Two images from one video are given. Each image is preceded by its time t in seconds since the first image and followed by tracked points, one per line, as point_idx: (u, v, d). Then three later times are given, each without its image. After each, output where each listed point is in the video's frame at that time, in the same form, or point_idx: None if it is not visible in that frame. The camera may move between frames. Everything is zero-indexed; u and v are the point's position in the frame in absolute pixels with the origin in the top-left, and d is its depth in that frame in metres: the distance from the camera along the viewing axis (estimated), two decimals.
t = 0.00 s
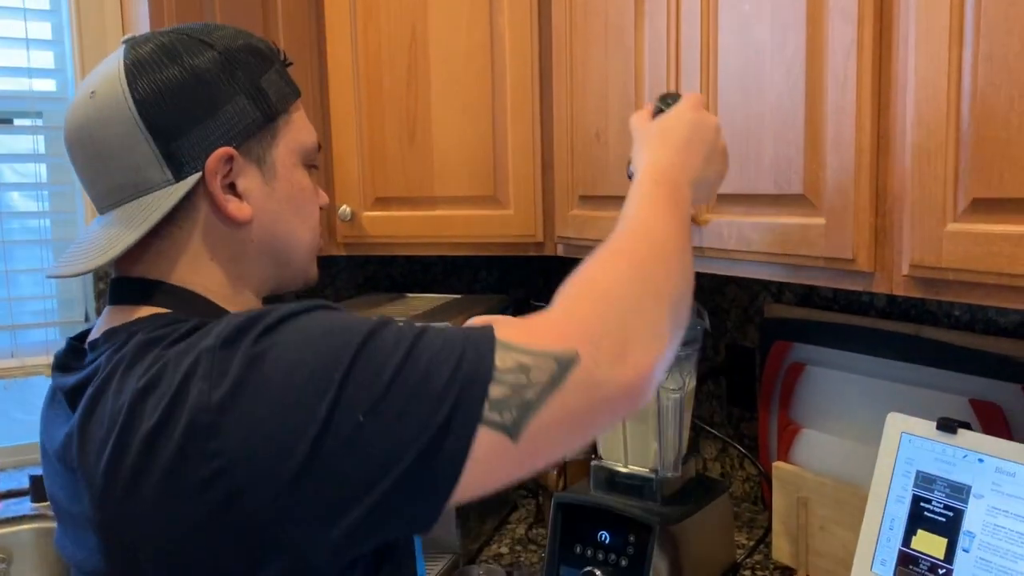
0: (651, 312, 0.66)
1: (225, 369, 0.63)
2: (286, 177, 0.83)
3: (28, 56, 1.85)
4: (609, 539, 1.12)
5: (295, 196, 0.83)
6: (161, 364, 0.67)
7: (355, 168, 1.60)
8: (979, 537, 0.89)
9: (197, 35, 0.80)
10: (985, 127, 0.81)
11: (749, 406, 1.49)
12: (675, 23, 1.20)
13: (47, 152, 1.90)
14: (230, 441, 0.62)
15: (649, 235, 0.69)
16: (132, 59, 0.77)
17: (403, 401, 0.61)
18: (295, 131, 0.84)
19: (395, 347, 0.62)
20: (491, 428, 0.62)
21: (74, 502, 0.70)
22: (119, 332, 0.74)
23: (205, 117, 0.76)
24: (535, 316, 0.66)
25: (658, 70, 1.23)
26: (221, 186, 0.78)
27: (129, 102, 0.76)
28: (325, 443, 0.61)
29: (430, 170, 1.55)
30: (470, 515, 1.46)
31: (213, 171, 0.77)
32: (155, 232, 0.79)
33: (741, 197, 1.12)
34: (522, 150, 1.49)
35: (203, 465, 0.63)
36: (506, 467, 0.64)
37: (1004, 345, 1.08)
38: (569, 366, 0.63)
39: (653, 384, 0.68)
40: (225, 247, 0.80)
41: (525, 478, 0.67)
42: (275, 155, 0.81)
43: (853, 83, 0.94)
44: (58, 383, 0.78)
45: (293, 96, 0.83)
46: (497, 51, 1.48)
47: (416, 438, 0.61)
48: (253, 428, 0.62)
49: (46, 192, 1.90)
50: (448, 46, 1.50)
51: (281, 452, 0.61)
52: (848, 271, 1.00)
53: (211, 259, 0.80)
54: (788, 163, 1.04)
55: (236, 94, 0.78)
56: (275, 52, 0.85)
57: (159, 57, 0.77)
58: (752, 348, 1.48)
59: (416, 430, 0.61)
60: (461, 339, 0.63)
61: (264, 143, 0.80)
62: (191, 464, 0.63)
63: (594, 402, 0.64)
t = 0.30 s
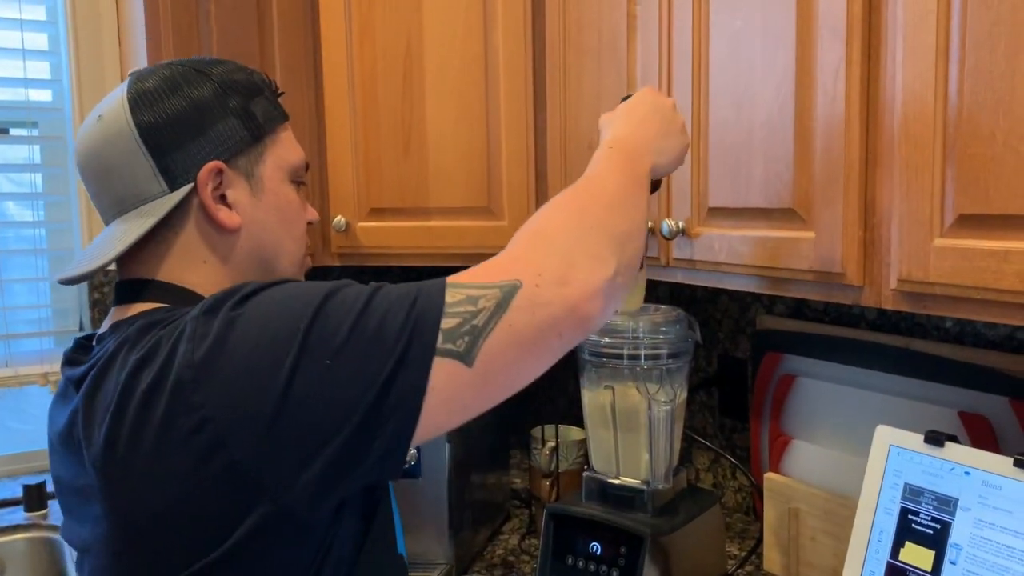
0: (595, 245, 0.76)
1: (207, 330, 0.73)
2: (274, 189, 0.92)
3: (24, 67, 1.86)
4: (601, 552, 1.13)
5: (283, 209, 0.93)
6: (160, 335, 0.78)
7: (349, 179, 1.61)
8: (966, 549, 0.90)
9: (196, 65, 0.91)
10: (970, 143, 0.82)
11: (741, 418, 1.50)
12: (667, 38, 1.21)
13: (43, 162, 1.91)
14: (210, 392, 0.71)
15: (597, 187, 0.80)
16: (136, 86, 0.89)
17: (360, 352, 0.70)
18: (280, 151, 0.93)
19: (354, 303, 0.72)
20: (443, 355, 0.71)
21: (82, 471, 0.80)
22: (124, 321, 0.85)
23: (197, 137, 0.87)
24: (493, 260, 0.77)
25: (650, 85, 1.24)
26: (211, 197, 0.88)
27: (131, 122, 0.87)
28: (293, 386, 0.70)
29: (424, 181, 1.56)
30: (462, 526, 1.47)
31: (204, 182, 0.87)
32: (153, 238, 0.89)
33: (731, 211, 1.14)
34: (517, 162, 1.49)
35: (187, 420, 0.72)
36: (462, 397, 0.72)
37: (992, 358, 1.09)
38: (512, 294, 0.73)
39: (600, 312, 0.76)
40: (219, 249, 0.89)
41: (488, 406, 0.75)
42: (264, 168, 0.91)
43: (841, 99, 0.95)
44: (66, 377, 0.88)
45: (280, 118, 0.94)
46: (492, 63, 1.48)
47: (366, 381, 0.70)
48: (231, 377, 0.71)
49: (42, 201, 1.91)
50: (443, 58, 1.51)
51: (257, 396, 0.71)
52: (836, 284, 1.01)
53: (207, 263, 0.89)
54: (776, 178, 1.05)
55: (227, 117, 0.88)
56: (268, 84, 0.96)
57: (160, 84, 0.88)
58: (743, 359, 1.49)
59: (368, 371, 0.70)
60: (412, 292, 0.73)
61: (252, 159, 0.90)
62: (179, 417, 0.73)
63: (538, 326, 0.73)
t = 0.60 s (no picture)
0: (585, 223, 0.78)
1: (213, 317, 0.77)
2: (272, 193, 0.92)
3: (22, 71, 1.86)
4: (598, 556, 1.13)
5: (281, 213, 0.93)
6: (170, 324, 0.81)
7: (348, 183, 1.62)
8: (963, 554, 0.90)
9: (202, 74, 0.92)
10: (966, 148, 0.83)
11: (739, 423, 1.50)
12: (665, 44, 1.21)
13: (40, 166, 1.91)
14: (216, 376, 0.75)
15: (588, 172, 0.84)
16: (142, 92, 0.89)
17: (357, 336, 0.73)
18: (281, 156, 0.93)
19: (351, 288, 0.75)
20: (438, 331, 0.74)
21: (92, 458, 0.83)
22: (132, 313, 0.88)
23: (201, 142, 0.87)
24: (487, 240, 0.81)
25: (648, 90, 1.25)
26: (213, 201, 0.88)
27: (135, 127, 0.87)
28: (293, 369, 0.73)
29: (422, 185, 1.56)
30: (459, 530, 1.46)
31: (204, 186, 0.87)
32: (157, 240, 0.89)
33: (729, 216, 1.14)
34: (514, 167, 1.49)
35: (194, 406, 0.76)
36: (458, 371, 0.75)
37: (988, 363, 1.10)
38: (503, 270, 0.76)
39: (588, 289, 0.78)
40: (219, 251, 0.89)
41: (484, 381, 0.78)
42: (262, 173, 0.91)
43: (838, 104, 0.96)
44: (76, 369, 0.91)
45: (282, 128, 0.94)
46: (489, 68, 1.49)
47: (364, 363, 0.73)
48: (235, 361, 0.74)
49: (39, 205, 1.91)
50: (441, 63, 1.51)
51: (260, 379, 0.74)
52: (833, 289, 1.01)
53: (209, 264, 0.90)
54: (774, 183, 1.06)
55: (229, 123, 0.88)
56: (272, 92, 0.96)
57: (166, 92, 0.88)
58: (741, 364, 1.49)
59: (366, 353, 0.73)
60: (408, 276, 0.77)
61: (253, 164, 0.90)
62: (186, 401, 0.76)
63: (526, 301, 0.75)
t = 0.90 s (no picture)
0: (579, 240, 0.83)
1: (222, 313, 0.77)
2: (259, 190, 0.92)
3: (18, 70, 1.86)
4: (593, 556, 1.13)
5: (270, 211, 0.93)
6: (173, 320, 0.81)
7: (344, 183, 1.62)
8: (958, 554, 0.90)
9: (186, 72, 0.92)
10: (962, 149, 0.83)
11: (735, 423, 1.50)
12: (662, 44, 1.21)
13: (36, 166, 1.90)
14: (222, 371, 0.75)
15: (582, 197, 0.88)
16: (125, 91, 0.90)
17: (369, 336, 0.74)
18: (266, 154, 0.93)
19: (362, 289, 0.76)
20: (448, 332, 0.75)
21: (86, 454, 0.82)
22: (130, 311, 0.88)
23: (180, 140, 0.87)
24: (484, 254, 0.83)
25: (645, 90, 1.25)
26: (191, 200, 0.88)
27: (114, 127, 0.88)
28: (300, 364, 0.74)
29: (419, 185, 1.56)
30: (456, 531, 1.46)
31: (182, 186, 0.87)
32: (147, 239, 0.90)
33: (724, 217, 1.14)
34: (512, 168, 1.49)
35: (194, 400, 0.76)
36: (461, 373, 0.76)
37: (982, 363, 1.10)
38: (507, 277, 0.78)
39: (580, 304, 0.82)
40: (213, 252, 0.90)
41: (484, 384, 0.79)
42: (247, 172, 0.91)
43: (834, 105, 0.96)
44: (72, 364, 0.92)
45: (266, 124, 0.93)
46: (486, 69, 1.49)
47: (375, 362, 0.74)
48: (242, 356, 0.75)
49: (34, 205, 1.90)
50: (438, 63, 1.51)
51: (263, 375, 0.74)
52: (829, 289, 1.01)
53: (198, 264, 0.90)
54: (770, 184, 1.06)
55: (209, 120, 0.88)
56: (257, 87, 0.96)
57: (147, 91, 0.89)
58: (736, 365, 1.49)
59: (376, 351, 0.74)
60: (416, 280, 0.78)
61: (232, 162, 0.90)
62: (188, 396, 0.76)
63: (530, 306, 0.78)
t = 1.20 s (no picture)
0: (585, 245, 0.83)
1: (222, 309, 0.77)
2: (254, 186, 0.91)
3: (11, 68, 1.85)
4: (589, 554, 1.13)
5: (266, 207, 0.92)
6: (173, 316, 0.81)
7: (339, 181, 1.61)
8: (953, 552, 0.90)
9: (181, 67, 0.91)
10: (958, 146, 0.83)
11: (731, 421, 1.50)
12: (658, 42, 1.21)
13: (30, 163, 1.89)
14: (220, 368, 0.75)
15: (585, 206, 0.88)
16: (121, 87, 0.89)
17: (369, 335, 0.74)
18: (263, 148, 0.92)
19: (366, 289, 0.76)
20: (451, 334, 0.75)
21: (86, 452, 0.82)
22: (130, 307, 0.87)
23: (175, 136, 0.87)
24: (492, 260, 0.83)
25: (641, 88, 1.25)
26: (188, 198, 0.88)
27: (109, 124, 0.88)
28: (298, 362, 0.73)
29: (415, 184, 1.55)
30: (451, 530, 1.46)
31: (178, 184, 0.87)
32: (143, 236, 0.89)
33: (720, 215, 1.14)
34: (508, 166, 1.49)
35: (189, 398, 0.76)
36: (461, 373, 0.76)
37: (977, 361, 1.10)
38: (514, 281, 0.79)
39: (590, 310, 0.82)
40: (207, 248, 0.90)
41: (486, 390, 0.79)
42: (243, 168, 0.91)
43: (830, 103, 0.96)
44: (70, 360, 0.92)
45: (263, 120, 0.93)
46: (481, 68, 1.48)
47: (376, 360, 0.73)
48: (241, 353, 0.74)
49: (28, 203, 1.90)
50: (433, 61, 1.51)
51: (260, 373, 0.74)
52: (826, 288, 1.01)
53: (196, 262, 0.90)
54: (766, 182, 1.06)
55: (205, 116, 0.88)
56: (253, 82, 0.96)
57: (142, 87, 0.88)
58: (732, 363, 1.49)
59: (376, 351, 0.74)
60: (419, 281, 0.79)
61: (230, 158, 0.89)
62: (187, 393, 0.76)
63: (537, 312, 0.78)
